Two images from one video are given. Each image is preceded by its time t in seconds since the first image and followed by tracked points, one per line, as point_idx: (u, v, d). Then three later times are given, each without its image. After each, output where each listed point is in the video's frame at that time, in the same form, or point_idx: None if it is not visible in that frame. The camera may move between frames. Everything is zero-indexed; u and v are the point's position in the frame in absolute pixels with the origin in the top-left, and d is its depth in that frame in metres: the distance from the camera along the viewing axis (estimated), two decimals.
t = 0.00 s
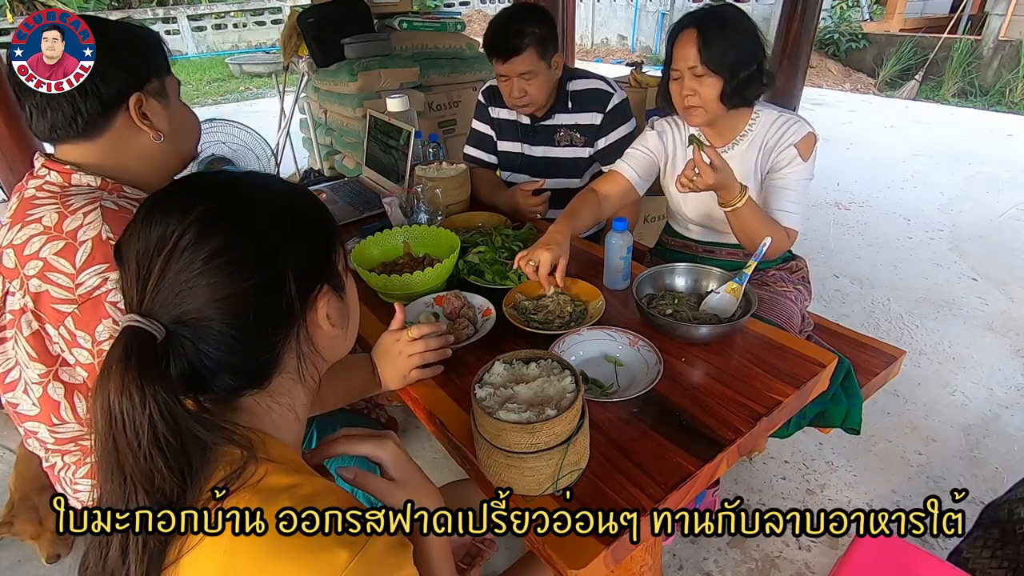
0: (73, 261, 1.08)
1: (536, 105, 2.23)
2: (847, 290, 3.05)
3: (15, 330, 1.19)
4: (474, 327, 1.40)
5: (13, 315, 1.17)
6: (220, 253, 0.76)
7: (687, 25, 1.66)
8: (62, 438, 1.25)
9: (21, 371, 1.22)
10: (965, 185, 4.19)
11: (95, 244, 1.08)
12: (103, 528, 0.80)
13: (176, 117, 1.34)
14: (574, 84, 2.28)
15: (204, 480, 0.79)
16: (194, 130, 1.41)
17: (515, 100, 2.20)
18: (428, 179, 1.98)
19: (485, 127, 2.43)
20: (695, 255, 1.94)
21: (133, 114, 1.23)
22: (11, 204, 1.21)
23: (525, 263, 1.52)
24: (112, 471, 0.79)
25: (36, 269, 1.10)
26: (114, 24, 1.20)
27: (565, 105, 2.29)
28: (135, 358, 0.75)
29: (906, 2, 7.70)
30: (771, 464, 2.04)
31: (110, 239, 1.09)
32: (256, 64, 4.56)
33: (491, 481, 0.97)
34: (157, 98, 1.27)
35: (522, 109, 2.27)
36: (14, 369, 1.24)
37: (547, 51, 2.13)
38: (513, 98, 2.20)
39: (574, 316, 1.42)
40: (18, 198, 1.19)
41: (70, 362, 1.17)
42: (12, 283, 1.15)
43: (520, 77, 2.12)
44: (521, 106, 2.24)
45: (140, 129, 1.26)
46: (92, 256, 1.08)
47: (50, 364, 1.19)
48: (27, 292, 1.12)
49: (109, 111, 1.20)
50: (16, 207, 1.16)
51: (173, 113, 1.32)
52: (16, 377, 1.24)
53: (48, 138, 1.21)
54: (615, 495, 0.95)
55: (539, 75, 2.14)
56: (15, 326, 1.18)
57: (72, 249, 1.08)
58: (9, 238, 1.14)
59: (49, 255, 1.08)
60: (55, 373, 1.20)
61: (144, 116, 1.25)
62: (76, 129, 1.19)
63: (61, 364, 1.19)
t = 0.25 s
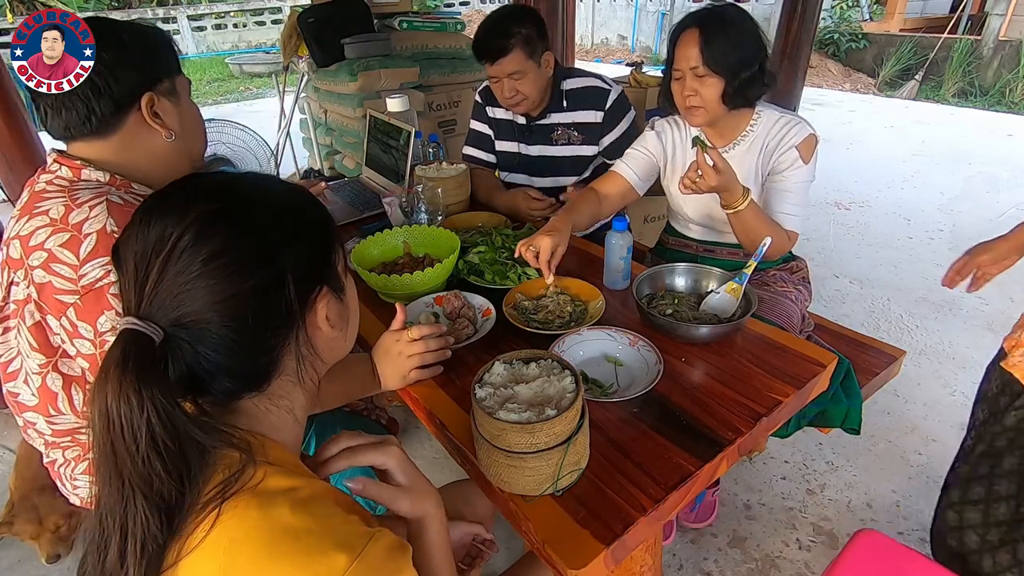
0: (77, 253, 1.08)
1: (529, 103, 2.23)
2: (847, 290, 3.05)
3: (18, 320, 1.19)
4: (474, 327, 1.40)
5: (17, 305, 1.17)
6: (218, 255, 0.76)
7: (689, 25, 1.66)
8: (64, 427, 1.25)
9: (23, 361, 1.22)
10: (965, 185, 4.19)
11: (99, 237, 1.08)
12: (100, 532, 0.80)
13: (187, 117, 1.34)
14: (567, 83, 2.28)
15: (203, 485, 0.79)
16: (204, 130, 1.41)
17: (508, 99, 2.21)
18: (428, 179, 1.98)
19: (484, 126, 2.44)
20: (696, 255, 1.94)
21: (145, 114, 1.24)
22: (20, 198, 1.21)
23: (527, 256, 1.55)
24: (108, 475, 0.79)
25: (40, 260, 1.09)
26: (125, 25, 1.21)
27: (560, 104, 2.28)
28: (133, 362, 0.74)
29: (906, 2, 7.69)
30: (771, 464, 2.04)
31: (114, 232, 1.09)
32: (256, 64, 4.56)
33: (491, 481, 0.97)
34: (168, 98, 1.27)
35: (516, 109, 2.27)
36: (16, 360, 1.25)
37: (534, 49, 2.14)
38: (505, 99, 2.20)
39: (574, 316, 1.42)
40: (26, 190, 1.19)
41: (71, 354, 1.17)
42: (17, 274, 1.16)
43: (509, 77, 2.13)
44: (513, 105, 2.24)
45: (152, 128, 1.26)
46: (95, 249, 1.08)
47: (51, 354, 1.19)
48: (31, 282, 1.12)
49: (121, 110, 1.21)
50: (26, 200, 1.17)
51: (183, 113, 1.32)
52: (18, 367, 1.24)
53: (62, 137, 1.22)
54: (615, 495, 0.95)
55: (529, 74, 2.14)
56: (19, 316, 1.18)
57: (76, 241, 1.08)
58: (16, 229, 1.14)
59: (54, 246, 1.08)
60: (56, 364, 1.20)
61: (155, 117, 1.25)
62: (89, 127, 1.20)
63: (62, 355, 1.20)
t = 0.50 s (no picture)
0: (85, 251, 1.08)
1: (522, 104, 2.26)
2: (847, 290, 3.05)
3: (23, 318, 1.19)
4: (474, 327, 1.40)
5: (23, 302, 1.17)
6: (216, 256, 0.76)
7: (690, 25, 1.66)
8: (68, 425, 1.25)
9: (28, 357, 1.22)
10: (966, 185, 4.19)
11: (107, 235, 1.08)
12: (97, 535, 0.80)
13: (195, 117, 1.34)
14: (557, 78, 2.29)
15: (200, 489, 0.79)
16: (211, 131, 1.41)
17: (503, 97, 2.22)
18: (428, 179, 1.97)
19: (482, 126, 2.44)
20: (696, 254, 1.94)
21: (154, 114, 1.24)
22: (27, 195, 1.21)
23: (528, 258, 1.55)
24: (104, 478, 0.79)
25: (48, 257, 1.10)
26: (134, 26, 1.21)
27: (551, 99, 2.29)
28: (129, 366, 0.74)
29: (906, 2, 7.69)
30: (771, 464, 2.04)
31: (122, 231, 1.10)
32: (256, 64, 4.56)
33: (491, 482, 0.97)
34: (176, 99, 1.28)
35: (511, 108, 2.31)
36: (20, 357, 1.24)
37: (527, 46, 2.15)
38: (499, 96, 2.22)
39: (574, 316, 1.42)
40: (34, 188, 1.19)
41: (76, 351, 1.17)
42: (24, 270, 1.15)
43: (502, 74, 2.14)
44: (507, 104, 2.26)
45: (160, 128, 1.26)
46: (103, 247, 1.08)
47: (57, 351, 1.19)
48: (38, 280, 1.12)
49: (131, 109, 1.21)
50: (33, 198, 1.17)
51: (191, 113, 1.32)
52: (22, 363, 1.24)
53: (69, 136, 1.21)
54: (615, 495, 0.95)
55: (522, 71, 2.15)
56: (25, 313, 1.17)
57: (84, 239, 1.08)
58: (24, 226, 1.14)
59: (62, 244, 1.09)
60: (61, 361, 1.20)
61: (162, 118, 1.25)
62: (98, 127, 1.19)
63: (67, 352, 1.20)
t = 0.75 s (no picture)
0: (87, 255, 1.08)
1: (517, 103, 2.28)
2: (847, 290, 3.05)
3: (27, 320, 1.19)
4: (474, 327, 1.40)
5: (26, 305, 1.17)
6: (213, 257, 0.76)
7: (690, 23, 1.66)
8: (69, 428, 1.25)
9: (29, 360, 1.22)
10: (966, 185, 4.19)
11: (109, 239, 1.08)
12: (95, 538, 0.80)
13: (198, 119, 1.34)
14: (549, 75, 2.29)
15: (198, 491, 0.79)
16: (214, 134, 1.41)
17: (497, 95, 2.23)
18: (427, 179, 1.95)
19: (480, 125, 2.45)
20: (695, 255, 1.94)
21: (158, 116, 1.24)
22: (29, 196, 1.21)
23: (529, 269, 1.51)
24: (101, 481, 0.79)
25: (51, 260, 1.10)
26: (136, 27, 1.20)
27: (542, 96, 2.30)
28: (126, 367, 0.74)
29: (906, 2, 7.69)
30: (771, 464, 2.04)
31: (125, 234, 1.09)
32: (256, 64, 4.55)
33: (491, 482, 0.97)
34: (180, 100, 1.28)
35: (507, 108, 2.32)
36: (22, 359, 1.25)
37: (521, 43, 2.16)
38: (494, 94, 2.23)
39: (574, 316, 1.42)
40: (37, 190, 1.19)
41: (78, 355, 1.17)
42: (26, 273, 1.16)
43: (497, 71, 2.14)
44: (503, 102, 2.27)
45: (164, 129, 1.26)
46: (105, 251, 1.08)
47: (59, 354, 1.19)
48: (41, 282, 1.12)
49: (135, 111, 1.21)
50: (36, 199, 1.17)
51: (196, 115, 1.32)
52: (23, 365, 1.25)
53: (74, 137, 1.21)
54: (615, 495, 0.95)
55: (515, 68, 2.16)
56: (28, 315, 1.18)
57: (87, 243, 1.08)
58: (27, 228, 1.14)
59: (65, 247, 1.09)
60: (63, 364, 1.20)
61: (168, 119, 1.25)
62: (103, 128, 1.20)
63: (69, 355, 1.20)
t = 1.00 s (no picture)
0: (84, 256, 1.08)
1: (510, 103, 2.27)
2: (847, 290, 3.05)
3: (24, 322, 1.19)
4: (474, 327, 1.40)
5: (22, 306, 1.17)
6: (210, 257, 0.76)
7: (691, 22, 1.66)
8: (65, 430, 1.25)
9: (26, 361, 1.22)
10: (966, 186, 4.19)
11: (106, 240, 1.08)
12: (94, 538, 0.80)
13: (196, 119, 1.34)
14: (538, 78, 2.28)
15: (196, 492, 0.79)
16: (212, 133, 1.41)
17: (489, 97, 2.23)
18: (427, 179, 1.97)
19: (478, 125, 2.46)
20: (695, 255, 1.94)
21: (155, 116, 1.23)
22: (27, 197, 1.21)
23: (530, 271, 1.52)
24: (99, 482, 0.79)
25: (48, 262, 1.10)
26: (131, 27, 1.20)
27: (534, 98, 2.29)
28: (123, 368, 0.74)
29: (906, 2, 7.68)
30: (771, 464, 2.04)
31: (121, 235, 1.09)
32: (256, 64, 4.55)
33: (491, 482, 0.97)
34: (178, 100, 1.28)
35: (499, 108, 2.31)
36: (20, 361, 1.25)
37: (511, 44, 2.16)
38: (487, 97, 2.23)
39: (574, 316, 1.42)
40: (34, 191, 1.19)
41: (75, 357, 1.17)
42: (24, 275, 1.16)
43: (489, 73, 2.15)
44: (495, 104, 2.27)
45: (161, 130, 1.26)
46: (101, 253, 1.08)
47: (55, 356, 1.19)
48: (38, 284, 1.12)
49: (132, 112, 1.21)
50: (32, 201, 1.17)
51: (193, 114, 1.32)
52: (21, 367, 1.25)
53: (70, 139, 1.21)
54: (615, 495, 0.95)
55: (507, 69, 2.17)
56: (23, 318, 1.17)
57: (84, 244, 1.08)
58: (24, 230, 1.14)
59: (62, 248, 1.09)
60: (59, 366, 1.20)
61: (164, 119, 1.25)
62: (99, 128, 1.20)
63: (65, 357, 1.20)
